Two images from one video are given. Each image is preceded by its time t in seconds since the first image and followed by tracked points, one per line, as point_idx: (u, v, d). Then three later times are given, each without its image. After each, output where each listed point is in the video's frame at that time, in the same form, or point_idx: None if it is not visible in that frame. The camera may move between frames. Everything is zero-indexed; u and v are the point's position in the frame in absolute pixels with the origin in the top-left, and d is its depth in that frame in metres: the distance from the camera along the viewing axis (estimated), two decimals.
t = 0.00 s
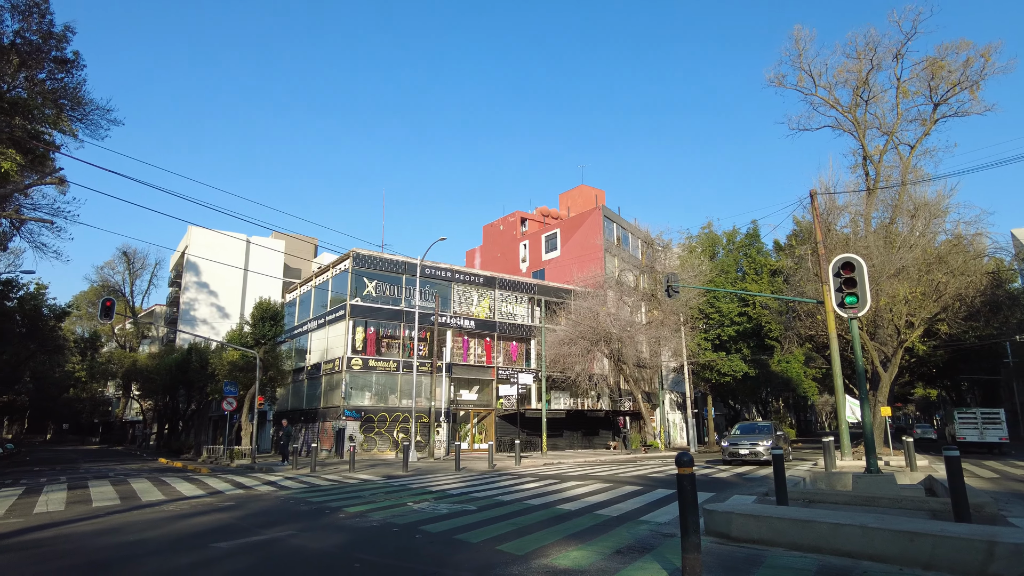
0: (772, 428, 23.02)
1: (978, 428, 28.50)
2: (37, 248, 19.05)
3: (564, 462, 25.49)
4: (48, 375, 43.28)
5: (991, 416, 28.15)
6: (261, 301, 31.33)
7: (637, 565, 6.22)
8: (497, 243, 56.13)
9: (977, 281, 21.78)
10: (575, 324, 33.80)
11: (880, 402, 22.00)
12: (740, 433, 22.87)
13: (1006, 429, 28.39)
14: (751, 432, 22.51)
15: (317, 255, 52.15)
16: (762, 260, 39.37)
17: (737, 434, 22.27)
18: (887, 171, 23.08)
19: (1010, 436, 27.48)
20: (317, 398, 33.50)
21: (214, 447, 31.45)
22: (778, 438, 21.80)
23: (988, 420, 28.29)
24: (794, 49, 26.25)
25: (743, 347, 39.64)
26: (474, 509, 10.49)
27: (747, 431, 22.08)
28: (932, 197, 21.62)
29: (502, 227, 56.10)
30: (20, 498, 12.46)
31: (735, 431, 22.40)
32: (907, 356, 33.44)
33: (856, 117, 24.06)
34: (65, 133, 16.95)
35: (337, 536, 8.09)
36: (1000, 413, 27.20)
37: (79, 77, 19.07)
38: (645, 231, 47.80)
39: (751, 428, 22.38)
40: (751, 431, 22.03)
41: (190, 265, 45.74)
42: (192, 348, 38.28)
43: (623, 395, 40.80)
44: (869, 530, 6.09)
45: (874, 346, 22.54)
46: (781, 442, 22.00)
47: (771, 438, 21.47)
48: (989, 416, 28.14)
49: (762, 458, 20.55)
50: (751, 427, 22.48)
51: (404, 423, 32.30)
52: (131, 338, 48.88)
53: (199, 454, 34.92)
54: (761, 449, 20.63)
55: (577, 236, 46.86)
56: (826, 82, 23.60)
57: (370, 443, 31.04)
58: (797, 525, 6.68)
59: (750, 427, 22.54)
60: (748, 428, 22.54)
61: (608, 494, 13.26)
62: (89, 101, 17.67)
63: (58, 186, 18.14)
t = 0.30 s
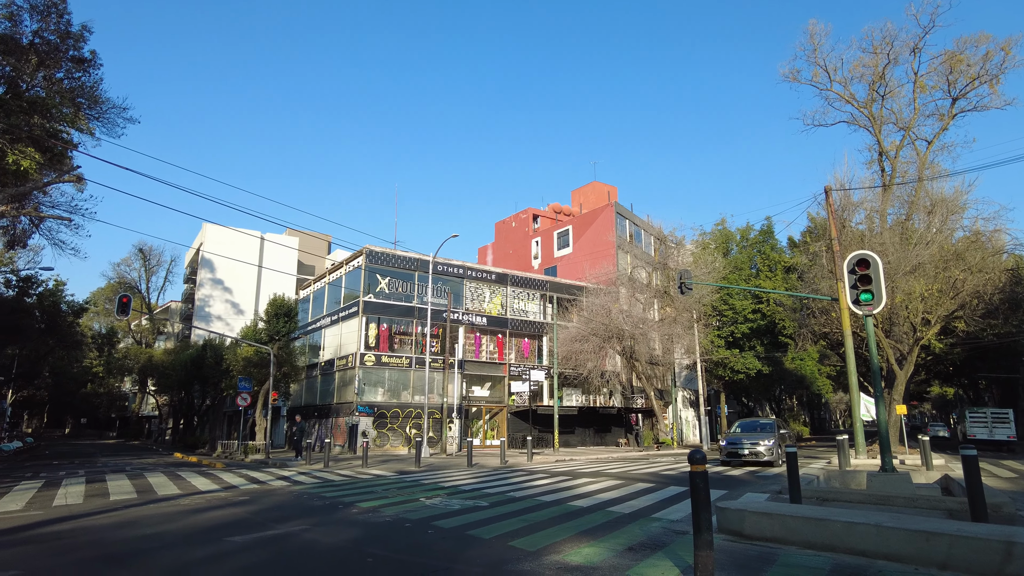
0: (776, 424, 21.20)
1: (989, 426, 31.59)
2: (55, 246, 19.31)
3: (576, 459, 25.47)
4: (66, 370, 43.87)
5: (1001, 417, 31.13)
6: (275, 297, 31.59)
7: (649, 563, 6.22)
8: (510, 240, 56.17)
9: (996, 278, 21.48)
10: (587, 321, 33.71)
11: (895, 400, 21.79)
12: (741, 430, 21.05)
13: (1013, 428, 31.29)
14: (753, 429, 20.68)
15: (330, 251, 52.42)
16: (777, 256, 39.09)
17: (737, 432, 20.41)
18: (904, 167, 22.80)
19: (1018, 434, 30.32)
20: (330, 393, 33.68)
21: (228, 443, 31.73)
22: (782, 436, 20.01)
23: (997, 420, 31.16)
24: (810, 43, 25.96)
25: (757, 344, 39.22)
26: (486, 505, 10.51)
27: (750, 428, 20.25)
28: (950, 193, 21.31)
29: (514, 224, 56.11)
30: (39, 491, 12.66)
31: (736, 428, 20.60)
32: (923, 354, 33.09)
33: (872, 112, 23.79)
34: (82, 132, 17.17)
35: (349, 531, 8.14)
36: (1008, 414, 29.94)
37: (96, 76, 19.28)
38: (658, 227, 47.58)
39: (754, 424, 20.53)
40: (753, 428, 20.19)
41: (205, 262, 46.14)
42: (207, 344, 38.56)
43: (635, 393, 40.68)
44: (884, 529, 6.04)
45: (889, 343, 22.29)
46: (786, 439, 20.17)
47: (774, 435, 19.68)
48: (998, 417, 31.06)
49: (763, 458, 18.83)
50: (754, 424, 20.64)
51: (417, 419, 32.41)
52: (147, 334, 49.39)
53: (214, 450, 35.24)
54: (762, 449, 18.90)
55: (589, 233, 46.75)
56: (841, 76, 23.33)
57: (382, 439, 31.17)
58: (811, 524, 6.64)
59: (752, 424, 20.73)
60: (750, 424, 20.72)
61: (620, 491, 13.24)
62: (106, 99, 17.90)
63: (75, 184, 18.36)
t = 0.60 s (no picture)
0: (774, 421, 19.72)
1: (994, 425, 34.09)
2: (69, 242, 19.49)
3: (585, 456, 25.44)
4: (79, 365, 44.34)
5: (1005, 416, 33.47)
6: (286, 294, 31.77)
7: (658, 560, 6.22)
8: (519, 237, 56.20)
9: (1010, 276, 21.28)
10: (597, 318, 33.65)
11: (907, 398, 21.65)
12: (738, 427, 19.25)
13: (1016, 427, 33.78)
14: (749, 427, 19.22)
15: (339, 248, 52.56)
16: (788, 253, 38.89)
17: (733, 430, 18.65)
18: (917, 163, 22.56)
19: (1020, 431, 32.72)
20: (340, 389, 33.82)
21: (239, 438, 31.94)
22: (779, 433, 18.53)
23: (1001, 418, 33.57)
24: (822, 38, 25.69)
25: (768, 341, 39.12)
26: (494, 501, 10.54)
27: (745, 426, 18.80)
28: (963, 189, 21.09)
29: (524, 221, 56.07)
30: (54, 485, 12.81)
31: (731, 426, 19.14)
32: (936, 352, 32.86)
33: (885, 107, 23.54)
34: (95, 130, 17.30)
35: (360, 526, 8.19)
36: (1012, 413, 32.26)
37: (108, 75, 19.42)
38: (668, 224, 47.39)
39: (750, 422, 19.04)
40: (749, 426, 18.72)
41: (216, 258, 46.42)
42: (218, 340, 38.81)
43: (645, 390, 40.59)
44: (895, 528, 6.00)
45: (902, 341, 22.10)
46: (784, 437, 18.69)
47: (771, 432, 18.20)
48: (1002, 415, 33.48)
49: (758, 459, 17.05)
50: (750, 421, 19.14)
51: (426, 415, 32.51)
52: (159, 330, 49.78)
53: (225, 444, 35.49)
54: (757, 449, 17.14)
55: (599, 229, 46.64)
56: (854, 72, 23.08)
57: (392, 435, 31.29)
58: (821, 522, 6.61)
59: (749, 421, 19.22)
60: (746, 421, 19.22)
61: (629, 488, 13.23)
62: (118, 97, 18.04)
63: (89, 181, 18.52)
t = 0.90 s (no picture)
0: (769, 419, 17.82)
1: (998, 423, 35.00)
2: (80, 240, 19.64)
3: (593, 454, 25.42)
4: (90, 362, 44.70)
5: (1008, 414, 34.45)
6: (294, 291, 31.92)
7: (665, 558, 6.21)
8: (526, 234, 56.18)
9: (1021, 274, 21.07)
10: (604, 316, 33.59)
11: (916, 397, 21.50)
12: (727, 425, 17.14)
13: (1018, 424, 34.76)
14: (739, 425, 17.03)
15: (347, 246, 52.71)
16: (797, 251, 38.69)
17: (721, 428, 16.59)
18: (927, 160, 22.34)
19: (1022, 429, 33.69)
20: (348, 386, 33.93)
21: (248, 434, 32.13)
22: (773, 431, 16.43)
23: (1005, 417, 34.56)
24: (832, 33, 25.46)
25: (776, 339, 38.99)
26: (502, 498, 10.54)
27: (735, 423, 16.51)
28: (974, 186, 20.90)
29: (531, 218, 56.08)
30: (65, 480, 12.93)
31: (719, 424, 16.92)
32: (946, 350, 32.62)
33: (895, 104, 23.38)
34: (106, 128, 17.43)
35: (367, 523, 8.22)
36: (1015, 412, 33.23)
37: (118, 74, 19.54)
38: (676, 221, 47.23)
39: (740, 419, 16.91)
40: (739, 423, 16.45)
41: (224, 256, 46.65)
42: (226, 338, 39.01)
43: (652, 388, 40.50)
44: (905, 527, 5.96)
45: (911, 339, 21.95)
46: (779, 436, 16.35)
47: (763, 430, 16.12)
48: (1006, 414, 34.44)
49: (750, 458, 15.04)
50: (740, 417, 16.86)
51: (433, 412, 32.56)
52: (168, 327, 50.10)
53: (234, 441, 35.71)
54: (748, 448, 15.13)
55: (606, 226, 46.53)
56: (864, 68, 22.88)
57: (400, 432, 31.37)
58: (830, 521, 6.58)
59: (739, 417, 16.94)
60: (736, 418, 16.90)
61: (637, 485, 13.22)
62: (128, 96, 18.18)
63: (99, 179, 18.65)
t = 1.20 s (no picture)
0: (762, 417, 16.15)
1: (1001, 422, 35.39)
2: (89, 238, 19.76)
3: (599, 452, 25.41)
4: (98, 360, 44.95)
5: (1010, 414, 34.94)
6: (301, 289, 32.04)
7: (671, 556, 6.21)
8: (532, 232, 56.19)
9: None
10: (610, 313, 33.54)
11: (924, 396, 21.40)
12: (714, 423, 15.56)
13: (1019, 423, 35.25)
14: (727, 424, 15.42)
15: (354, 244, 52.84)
16: (803, 249, 38.55)
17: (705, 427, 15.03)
18: (936, 157, 22.16)
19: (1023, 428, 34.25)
20: (355, 384, 34.02)
21: (255, 432, 32.26)
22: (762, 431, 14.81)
23: (1007, 417, 35.09)
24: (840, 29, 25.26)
25: (783, 337, 38.92)
26: (508, 496, 10.56)
27: (720, 422, 15.01)
28: (984, 183, 20.73)
29: (537, 216, 56.05)
30: (74, 477, 13.02)
31: (704, 422, 15.44)
32: (954, 349, 32.43)
33: (903, 101, 23.22)
34: (113, 127, 17.51)
35: (374, 520, 8.24)
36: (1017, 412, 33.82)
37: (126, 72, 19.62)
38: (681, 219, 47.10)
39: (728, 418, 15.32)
40: (724, 422, 14.95)
41: (231, 254, 46.83)
42: (233, 335, 39.12)
43: (658, 386, 40.43)
44: (912, 526, 5.94)
45: (919, 337, 21.81)
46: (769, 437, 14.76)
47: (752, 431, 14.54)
48: (1008, 413, 35.02)
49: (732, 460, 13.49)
50: (726, 415, 15.37)
51: (439, 410, 32.62)
52: (176, 324, 50.29)
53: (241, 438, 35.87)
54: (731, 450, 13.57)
55: (612, 224, 46.45)
56: (872, 64, 22.73)
57: (406, 429, 31.43)
58: (835, 519, 6.57)
59: (725, 416, 15.45)
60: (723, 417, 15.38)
61: (643, 483, 13.21)
62: (136, 94, 18.28)
63: (107, 177, 18.75)
